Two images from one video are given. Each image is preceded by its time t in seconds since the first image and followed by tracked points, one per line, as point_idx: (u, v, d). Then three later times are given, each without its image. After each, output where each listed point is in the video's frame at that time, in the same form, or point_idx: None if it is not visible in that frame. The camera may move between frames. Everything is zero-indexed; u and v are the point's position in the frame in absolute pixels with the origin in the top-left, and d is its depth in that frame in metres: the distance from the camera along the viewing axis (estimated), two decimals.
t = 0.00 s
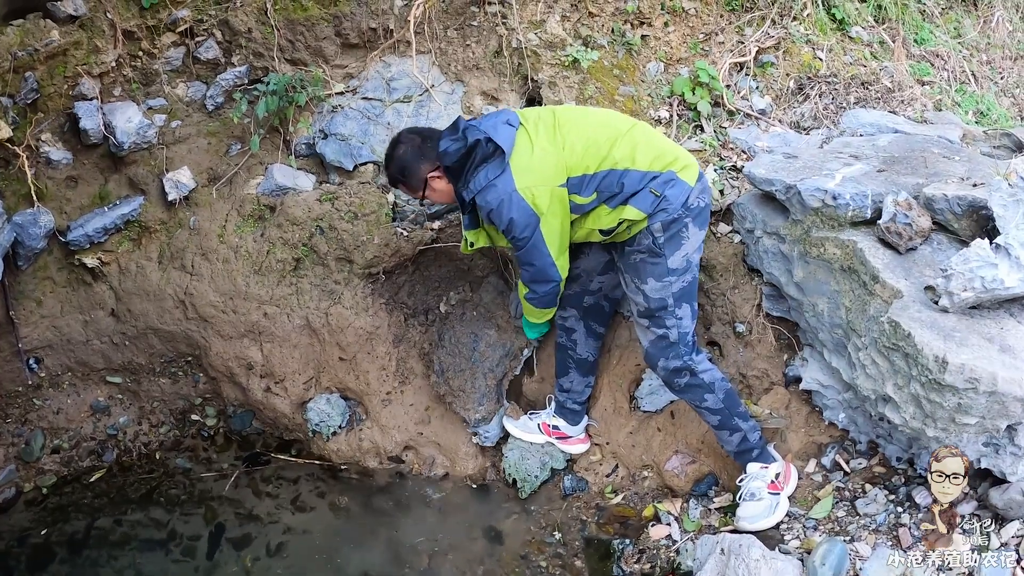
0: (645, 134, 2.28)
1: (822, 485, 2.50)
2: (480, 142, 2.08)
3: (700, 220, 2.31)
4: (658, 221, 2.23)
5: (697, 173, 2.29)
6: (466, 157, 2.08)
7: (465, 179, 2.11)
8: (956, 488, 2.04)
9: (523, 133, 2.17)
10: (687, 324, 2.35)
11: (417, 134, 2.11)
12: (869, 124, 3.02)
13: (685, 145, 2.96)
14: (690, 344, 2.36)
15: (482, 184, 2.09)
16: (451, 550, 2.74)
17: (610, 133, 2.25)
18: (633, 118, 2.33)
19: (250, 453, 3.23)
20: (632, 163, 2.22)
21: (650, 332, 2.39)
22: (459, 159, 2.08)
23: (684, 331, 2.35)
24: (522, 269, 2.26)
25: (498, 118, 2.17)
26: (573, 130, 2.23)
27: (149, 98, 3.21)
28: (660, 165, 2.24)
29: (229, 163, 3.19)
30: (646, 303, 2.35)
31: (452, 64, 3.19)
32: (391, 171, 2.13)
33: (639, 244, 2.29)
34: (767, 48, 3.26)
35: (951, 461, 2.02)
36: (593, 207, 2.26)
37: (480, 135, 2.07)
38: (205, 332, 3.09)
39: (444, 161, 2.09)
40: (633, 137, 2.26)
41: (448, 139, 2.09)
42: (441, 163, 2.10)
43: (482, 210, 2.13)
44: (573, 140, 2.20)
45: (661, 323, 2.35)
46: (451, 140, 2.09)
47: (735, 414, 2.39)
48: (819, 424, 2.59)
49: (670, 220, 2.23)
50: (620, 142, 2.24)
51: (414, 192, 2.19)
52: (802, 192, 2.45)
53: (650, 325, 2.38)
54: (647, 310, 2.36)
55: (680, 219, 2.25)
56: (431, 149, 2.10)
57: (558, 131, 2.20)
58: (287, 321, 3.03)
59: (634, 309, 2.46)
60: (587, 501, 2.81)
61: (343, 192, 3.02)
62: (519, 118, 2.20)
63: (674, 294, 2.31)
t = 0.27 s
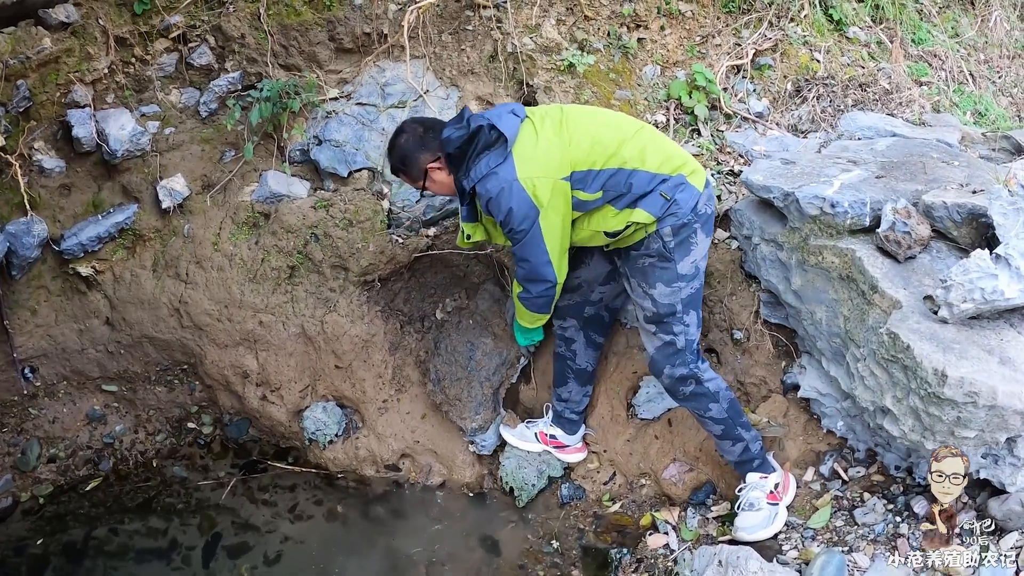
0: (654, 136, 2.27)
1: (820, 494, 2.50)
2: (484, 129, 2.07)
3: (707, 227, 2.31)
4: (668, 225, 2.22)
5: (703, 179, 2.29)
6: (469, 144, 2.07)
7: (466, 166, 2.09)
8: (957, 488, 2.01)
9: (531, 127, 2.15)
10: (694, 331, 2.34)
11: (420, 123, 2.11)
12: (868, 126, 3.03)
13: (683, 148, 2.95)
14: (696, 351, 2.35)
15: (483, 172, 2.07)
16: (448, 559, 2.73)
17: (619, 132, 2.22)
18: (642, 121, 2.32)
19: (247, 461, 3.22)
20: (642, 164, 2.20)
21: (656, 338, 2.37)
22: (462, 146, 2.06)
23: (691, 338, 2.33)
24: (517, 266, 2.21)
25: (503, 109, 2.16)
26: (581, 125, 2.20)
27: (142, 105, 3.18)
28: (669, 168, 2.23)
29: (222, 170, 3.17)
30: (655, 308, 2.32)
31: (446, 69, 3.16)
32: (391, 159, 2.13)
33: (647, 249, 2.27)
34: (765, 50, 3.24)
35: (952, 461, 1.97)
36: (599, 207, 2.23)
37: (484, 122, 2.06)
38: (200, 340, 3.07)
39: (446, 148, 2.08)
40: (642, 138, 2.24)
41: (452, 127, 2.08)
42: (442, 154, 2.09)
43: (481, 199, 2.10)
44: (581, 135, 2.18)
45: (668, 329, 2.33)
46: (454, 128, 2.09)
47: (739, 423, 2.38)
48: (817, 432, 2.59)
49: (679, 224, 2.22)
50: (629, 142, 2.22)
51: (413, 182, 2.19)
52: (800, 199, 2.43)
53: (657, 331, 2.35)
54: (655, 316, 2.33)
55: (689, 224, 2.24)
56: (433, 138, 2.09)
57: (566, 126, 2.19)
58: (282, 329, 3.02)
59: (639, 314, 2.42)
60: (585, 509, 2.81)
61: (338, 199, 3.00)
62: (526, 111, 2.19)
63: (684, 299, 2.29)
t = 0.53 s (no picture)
0: (655, 134, 2.22)
1: (820, 503, 2.55)
2: (481, 117, 2.03)
3: (709, 228, 2.27)
4: (671, 225, 2.16)
5: (705, 180, 2.25)
6: (467, 133, 2.02)
7: (463, 155, 2.04)
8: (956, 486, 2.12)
9: (530, 118, 2.10)
10: (699, 335, 2.31)
11: (414, 116, 2.07)
12: (865, 128, 3.12)
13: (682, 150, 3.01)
14: (702, 355, 2.32)
15: (480, 161, 2.02)
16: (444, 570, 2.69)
17: (621, 127, 2.18)
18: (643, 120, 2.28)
19: (239, 469, 3.18)
20: (643, 161, 2.15)
21: (661, 342, 2.33)
22: (459, 135, 2.02)
23: (696, 341, 2.31)
24: (515, 264, 2.13)
25: (501, 101, 2.12)
26: (583, 118, 2.16)
27: (131, 109, 3.14)
28: (671, 166, 2.18)
29: (213, 176, 3.11)
30: (659, 311, 2.28)
31: (438, 71, 3.13)
32: (384, 153, 2.10)
33: (651, 250, 2.22)
34: (761, 50, 3.34)
35: (951, 460, 2.07)
36: (600, 203, 2.16)
37: (481, 110, 2.03)
38: (191, 348, 3.03)
39: (442, 137, 2.03)
40: (643, 135, 2.19)
41: (448, 117, 2.05)
42: (435, 147, 2.05)
43: (479, 190, 2.05)
44: (582, 128, 2.14)
45: (674, 332, 2.29)
46: (451, 118, 2.05)
47: (742, 430, 2.38)
48: (815, 440, 2.65)
49: (682, 225, 2.17)
50: (631, 138, 2.17)
51: (406, 178, 2.15)
52: (799, 205, 2.46)
53: (662, 334, 2.31)
54: (660, 319, 2.29)
55: (692, 224, 2.19)
56: (428, 130, 2.05)
57: (567, 119, 2.15)
58: (274, 337, 2.97)
59: (642, 316, 2.38)
60: (581, 518, 2.78)
61: (328, 205, 2.96)
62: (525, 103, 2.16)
63: (689, 302, 2.25)
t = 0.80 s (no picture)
0: (649, 129, 2.17)
1: (816, 510, 2.52)
2: (471, 103, 1.98)
3: (707, 227, 2.22)
4: (668, 223, 2.11)
5: (700, 177, 2.20)
6: (456, 119, 1.98)
7: (452, 142, 1.98)
8: (957, 486, 2.09)
9: (522, 108, 2.05)
10: (698, 337, 2.25)
11: (403, 112, 2.02)
12: (862, 126, 3.10)
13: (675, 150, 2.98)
14: (701, 358, 2.27)
15: (470, 147, 1.97)
16: None
17: (615, 119, 2.13)
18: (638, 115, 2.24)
19: (229, 474, 3.14)
20: (638, 153, 2.09)
21: (660, 344, 2.27)
22: (448, 121, 1.97)
23: (695, 344, 2.25)
24: (516, 256, 2.03)
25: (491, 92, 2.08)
26: (576, 108, 2.11)
27: (117, 111, 3.11)
28: (666, 160, 2.13)
29: (200, 178, 3.09)
30: (658, 312, 2.22)
31: (427, 70, 3.08)
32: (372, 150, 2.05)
33: (649, 249, 2.17)
34: (756, 47, 3.34)
35: (952, 461, 2.03)
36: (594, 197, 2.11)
37: (470, 96, 1.98)
38: (179, 352, 3.00)
39: (431, 126, 1.99)
40: (637, 129, 2.15)
41: (437, 108, 2.01)
42: (425, 142, 2.00)
43: (470, 177, 1.99)
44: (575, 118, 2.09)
45: (672, 334, 2.23)
46: (439, 108, 2.01)
47: (739, 436, 2.33)
48: (812, 445, 2.61)
49: (680, 223, 2.12)
50: (626, 131, 2.12)
51: (395, 175, 2.10)
52: (793, 205, 2.41)
53: (661, 336, 2.26)
54: (658, 320, 2.24)
55: (690, 223, 2.14)
56: (417, 124, 2.00)
57: (560, 108, 2.09)
58: (262, 341, 2.94)
59: (639, 317, 2.33)
60: (573, 524, 2.74)
61: (316, 207, 2.92)
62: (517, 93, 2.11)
63: (688, 303, 2.20)
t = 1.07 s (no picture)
0: (636, 125, 2.14)
1: (813, 511, 2.50)
2: (452, 108, 1.97)
3: (697, 223, 2.19)
4: (656, 220, 2.09)
5: (689, 172, 2.16)
6: (438, 125, 1.96)
7: (435, 148, 1.95)
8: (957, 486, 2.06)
9: (503, 109, 2.03)
10: (691, 335, 2.23)
11: (392, 124, 2.04)
12: (859, 123, 3.09)
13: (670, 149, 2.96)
14: (695, 356, 2.24)
15: (454, 150, 1.94)
16: None
17: (599, 116, 2.11)
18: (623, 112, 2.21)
19: (224, 477, 3.12)
20: (624, 150, 2.07)
21: (652, 344, 2.24)
22: (431, 127, 1.96)
23: (688, 343, 2.22)
24: (522, 250, 1.96)
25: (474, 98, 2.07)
26: (558, 107, 2.09)
27: (110, 113, 3.09)
28: (653, 155, 2.09)
29: (193, 179, 3.07)
30: (650, 312, 2.20)
31: (421, 70, 3.06)
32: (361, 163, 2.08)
33: (638, 249, 2.15)
34: (752, 45, 3.31)
35: (952, 460, 2.00)
36: (581, 196, 2.10)
37: (451, 101, 1.97)
38: (173, 355, 2.98)
39: (414, 133, 1.98)
40: (623, 126, 2.12)
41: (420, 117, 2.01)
42: (412, 153, 2.00)
43: (457, 180, 1.96)
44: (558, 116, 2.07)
45: (665, 333, 2.21)
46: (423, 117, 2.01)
47: (735, 435, 2.30)
48: (809, 446, 2.58)
49: (669, 220, 2.10)
50: (610, 127, 2.10)
51: (385, 186, 2.11)
52: (790, 203, 2.38)
53: (653, 335, 2.23)
54: (650, 320, 2.21)
55: (679, 219, 2.12)
56: (403, 134, 2.00)
57: (542, 107, 2.07)
58: (255, 343, 2.92)
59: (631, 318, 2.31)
60: (569, 526, 2.72)
61: (310, 208, 2.90)
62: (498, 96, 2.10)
63: (679, 301, 2.18)
